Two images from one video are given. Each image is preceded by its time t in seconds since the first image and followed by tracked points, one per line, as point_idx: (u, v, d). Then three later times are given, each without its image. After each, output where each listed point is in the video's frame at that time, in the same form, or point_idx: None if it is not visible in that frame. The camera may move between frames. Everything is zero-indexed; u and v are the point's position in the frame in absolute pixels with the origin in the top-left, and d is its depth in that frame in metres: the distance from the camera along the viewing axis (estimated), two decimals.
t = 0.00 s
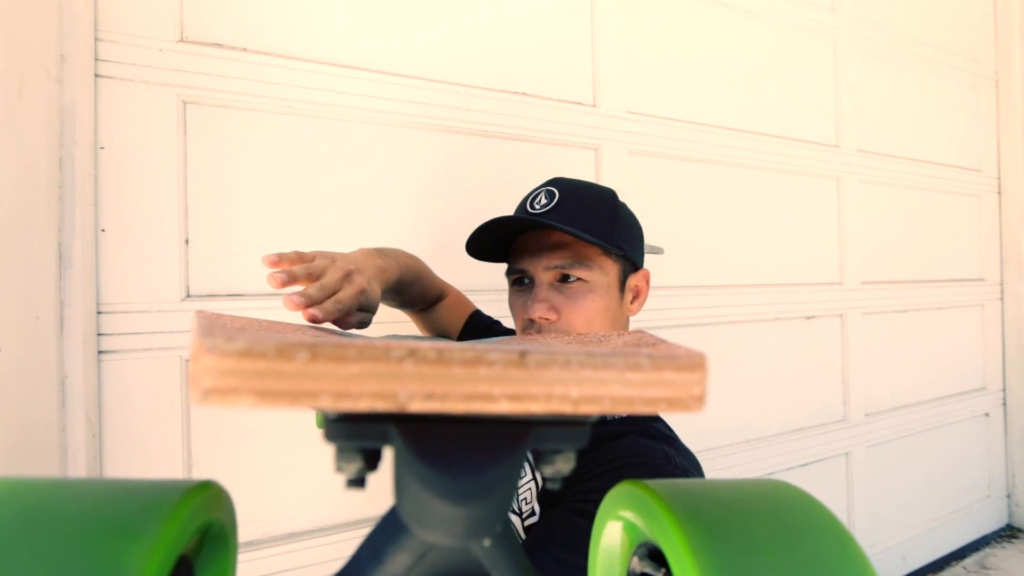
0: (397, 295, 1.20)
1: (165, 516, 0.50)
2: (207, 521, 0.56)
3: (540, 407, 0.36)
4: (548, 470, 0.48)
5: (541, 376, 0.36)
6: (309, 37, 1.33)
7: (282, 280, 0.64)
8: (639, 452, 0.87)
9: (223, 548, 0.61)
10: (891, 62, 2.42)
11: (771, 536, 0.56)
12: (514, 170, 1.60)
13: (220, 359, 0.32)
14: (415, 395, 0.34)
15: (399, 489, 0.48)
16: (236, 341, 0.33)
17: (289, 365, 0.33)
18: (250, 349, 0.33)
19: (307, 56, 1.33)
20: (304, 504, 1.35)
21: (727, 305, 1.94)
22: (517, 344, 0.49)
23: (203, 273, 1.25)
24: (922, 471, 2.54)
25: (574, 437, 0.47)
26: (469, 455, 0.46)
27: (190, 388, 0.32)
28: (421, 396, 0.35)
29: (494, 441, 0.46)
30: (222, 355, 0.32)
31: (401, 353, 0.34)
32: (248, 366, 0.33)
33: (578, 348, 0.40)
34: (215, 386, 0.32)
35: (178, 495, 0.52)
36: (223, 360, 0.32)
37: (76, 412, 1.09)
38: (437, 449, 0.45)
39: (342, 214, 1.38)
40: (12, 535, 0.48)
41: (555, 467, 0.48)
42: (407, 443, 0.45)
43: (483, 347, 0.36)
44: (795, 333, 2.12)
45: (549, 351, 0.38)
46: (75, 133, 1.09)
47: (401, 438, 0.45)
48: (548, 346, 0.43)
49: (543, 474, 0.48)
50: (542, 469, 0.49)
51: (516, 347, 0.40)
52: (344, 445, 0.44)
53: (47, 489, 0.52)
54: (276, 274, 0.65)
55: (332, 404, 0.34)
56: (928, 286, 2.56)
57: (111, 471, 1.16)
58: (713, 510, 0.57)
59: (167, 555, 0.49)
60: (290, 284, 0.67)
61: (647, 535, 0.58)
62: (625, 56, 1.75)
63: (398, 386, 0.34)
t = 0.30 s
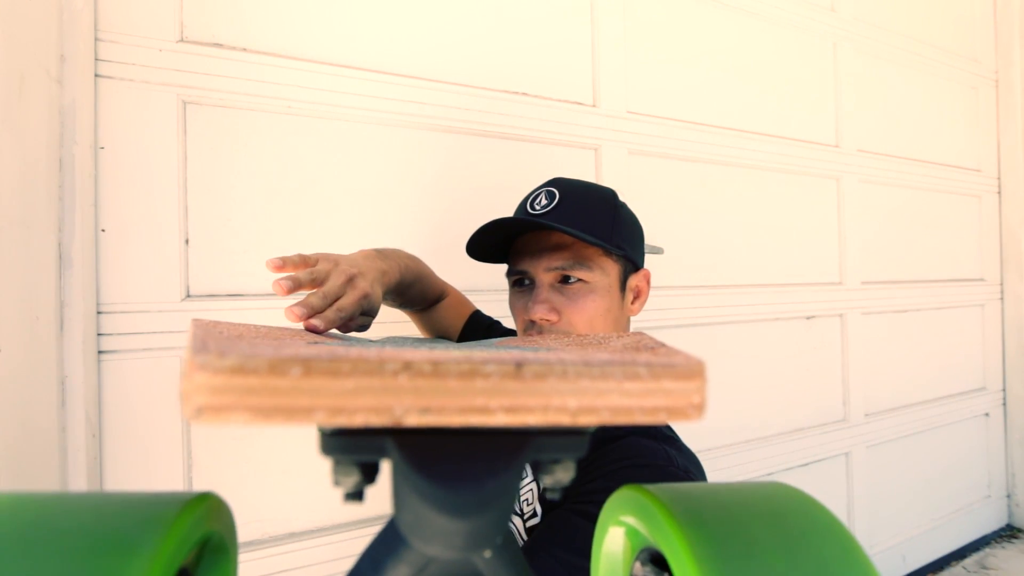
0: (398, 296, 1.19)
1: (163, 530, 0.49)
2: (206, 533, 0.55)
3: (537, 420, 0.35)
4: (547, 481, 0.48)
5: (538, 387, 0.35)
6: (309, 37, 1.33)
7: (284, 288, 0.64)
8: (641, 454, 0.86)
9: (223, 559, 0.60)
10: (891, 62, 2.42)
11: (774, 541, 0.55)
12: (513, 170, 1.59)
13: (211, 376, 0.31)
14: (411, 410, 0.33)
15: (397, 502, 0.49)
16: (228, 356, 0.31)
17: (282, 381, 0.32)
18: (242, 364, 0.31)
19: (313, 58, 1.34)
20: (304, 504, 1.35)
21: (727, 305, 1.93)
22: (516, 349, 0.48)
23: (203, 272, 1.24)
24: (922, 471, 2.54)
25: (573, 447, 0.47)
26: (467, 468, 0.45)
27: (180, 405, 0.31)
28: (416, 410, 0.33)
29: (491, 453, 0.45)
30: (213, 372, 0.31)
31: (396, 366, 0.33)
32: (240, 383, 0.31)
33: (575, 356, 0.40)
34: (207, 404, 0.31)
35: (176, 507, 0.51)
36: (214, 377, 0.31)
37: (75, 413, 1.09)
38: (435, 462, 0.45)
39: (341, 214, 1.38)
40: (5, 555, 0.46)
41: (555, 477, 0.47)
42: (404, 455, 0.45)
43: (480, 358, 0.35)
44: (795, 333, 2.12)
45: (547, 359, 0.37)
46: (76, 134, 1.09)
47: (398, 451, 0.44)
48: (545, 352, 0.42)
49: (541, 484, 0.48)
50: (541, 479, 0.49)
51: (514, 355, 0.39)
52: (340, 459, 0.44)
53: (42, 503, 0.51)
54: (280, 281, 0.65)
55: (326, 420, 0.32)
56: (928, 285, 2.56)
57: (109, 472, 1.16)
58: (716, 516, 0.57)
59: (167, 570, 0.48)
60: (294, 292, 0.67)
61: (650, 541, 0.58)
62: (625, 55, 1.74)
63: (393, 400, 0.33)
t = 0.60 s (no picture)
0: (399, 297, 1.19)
1: (185, 539, 0.49)
2: (226, 539, 0.56)
3: (574, 424, 0.35)
4: (576, 485, 0.47)
5: (575, 392, 0.35)
6: (308, 37, 1.33)
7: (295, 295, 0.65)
8: (640, 454, 0.84)
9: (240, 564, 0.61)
10: (890, 62, 2.41)
11: (794, 542, 0.56)
12: (515, 171, 1.60)
13: (248, 383, 0.30)
14: (450, 415, 0.33)
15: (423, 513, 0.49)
16: (265, 362, 0.31)
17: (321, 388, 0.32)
18: (281, 371, 0.31)
19: (311, 58, 1.34)
20: (307, 504, 1.35)
21: (727, 305, 1.94)
22: (539, 353, 0.48)
23: (204, 272, 1.25)
24: (922, 471, 2.54)
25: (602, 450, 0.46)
26: (497, 476, 0.46)
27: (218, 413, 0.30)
28: (455, 415, 0.33)
29: (523, 460, 0.46)
30: (251, 378, 0.31)
31: (435, 372, 0.33)
32: (278, 390, 0.31)
33: (605, 361, 0.40)
34: (245, 411, 0.30)
35: (196, 516, 0.52)
36: (252, 384, 0.30)
37: (76, 413, 1.09)
38: (468, 467, 0.45)
39: (342, 214, 1.38)
40: (29, 562, 0.47)
41: (585, 480, 0.47)
42: (437, 460, 0.45)
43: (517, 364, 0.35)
44: (796, 333, 2.12)
45: (582, 364, 0.37)
46: (75, 134, 1.09)
47: (431, 457, 0.45)
48: (573, 357, 0.42)
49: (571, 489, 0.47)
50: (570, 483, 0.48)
51: (545, 359, 0.39)
52: (370, 463, 0.43)
53: (63, 512, 0.52)
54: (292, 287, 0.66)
55: (365, 427, 0.32)
56: (928, 286, 2.56)
57: (110, 472, 1.16)
58: (735, 518, 0.57)
59: None
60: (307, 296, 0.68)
61: (669, 544, 0.58)
62: (625, 55, 1.74)
63: (432, 405, 0.33)
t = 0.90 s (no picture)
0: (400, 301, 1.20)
1: (193, 550, 0.49)
2: (232, 548, 0.56)
3: (583, 437, 0.35)
4: (583, 495, 0.48)
5: (584, 406, 0.35)
6: (307, 37, 1.33)
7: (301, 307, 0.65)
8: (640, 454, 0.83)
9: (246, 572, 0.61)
10: (890, 62, 2.41)
11: (798, 549, 0.55)
12: (515, 171, 1.60)
13: (260, 401, 0.31)
14: (461, 430, 0.33)
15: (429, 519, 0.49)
16: (276, 380, 0.31)
17: (333, 406, 0.32)
18: (293, 389, 0.31)
19: (308, 57, 1.33)
20: (307, 505, 1.35)
21: (727, 306, 1.94)
22: (547, 360, 0.48)
23: (204, 272, 1.25)
24: (922, 471, 2.54)
25: (611, 462, 0.47)
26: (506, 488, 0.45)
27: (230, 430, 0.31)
28: (466, 431, 0.33)
29: (533, 471, 0.45)
30: (262, 396, 0.31)
31: (446, 388, 0.33)
32: (290, 407, 0.31)
33: (613, 372, 0.40)
34: (256, 429, 0.31)
35: (203, 527, 0.52)
36: (264, 402, 0.31)
37: (75, 413, 1.08)
38: (478, 480, 0.45)
39: (342, 215, 1.38)
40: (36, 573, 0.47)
41: (592, 491, 0.48)
42: (447, 473, 0.45)
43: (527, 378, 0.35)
44: (795, 333, 2.12)
45: (591, 377, 0.37)
46: (75, 133, 1.09)
47: (440, 470, 0.45)
48: (581, 367, 0.42)
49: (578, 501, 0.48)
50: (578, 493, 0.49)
51: (554, 371, 0.39)
52: (381, 479, 0.44)
53: (69, 522, 0.52)
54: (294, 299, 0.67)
55: (376, 443, 0.32)
56: (928, 285, 2.56)
57: (110, 472, 1.16)
58: (740, 525, 0.57)
59: None
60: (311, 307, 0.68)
61: (673, 550, 0.58)
62: (624, 55, 1.74)
63: (443, 421, 0.33)
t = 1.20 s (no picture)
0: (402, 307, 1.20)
1: (195, 542, 0.49)
2: (233, 541, 0.56)
3: (581, 426, 0.35)
4: (581, 484, 0.48)
5: (582, 394, 0.35)
6: (306, 37, 1.33)
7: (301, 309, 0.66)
8: (639, 454, 0.83)
9: (247, 565, 0.61)
10: (890, 62, 2.41)
11: (794, 541, 0.55)
12: (515, 171, 1.60)
13: (264, 388, 0.30)
14: (461, 418, 0.33)
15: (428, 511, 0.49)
16: (280, 368, 0.31)
17: (335, 393, 0.32)
18: (295, 376, 0.31)
19: (306, 56, 1.33)
20: (307, 504, 1.35)
21: (727, 305, 1.93)
22: (545, 355, 0.48)
23: (204, 272, 1.25)
24: (922, 471, 2.54)
25: (608, 450, 0.47)
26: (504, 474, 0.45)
27: (233, 417, 0.30)
28: (465, 418, 0.33)
29: (531, 460, 0.46)
30: (266, 383, 0.30)
31: (446, 376, 0.33)
32: (292, 395, 0.31)
33: (610, 362, 0.40)
34: (259, 415, 0.30)
35: (205, 519, 0.52)
36: (267, 389, 0.30)
37: (76, 413, 1.08)
38: (476, 467, 0.45)
39: (341, 215, 1.38)
40: (38, 568, 0.47)
41: (590, 480, 0.48)
42: (446, 462, 0.45)
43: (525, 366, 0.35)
44: (795, 333, 2.12)
45: (587, 366, 0.36)
46: (75, 134, 1.09)
47: (440, 458, 0.45)
48: (578, 360, 0.42)
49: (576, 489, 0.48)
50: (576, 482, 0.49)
51: (551, 362, 0.39)
52: (383, 466, 0.44)
53: (70, 516, 0.52)
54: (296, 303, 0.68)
55: (377, 430, 0.32)
56: (928, 286, 2.56)
57: (110, 471, 1.16)
58: (737, 517, 0.57)
59: None
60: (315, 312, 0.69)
61: (671, 542, 0.58)
62: (624, 55, 1.74)
63: (443, 409, 0.33)
